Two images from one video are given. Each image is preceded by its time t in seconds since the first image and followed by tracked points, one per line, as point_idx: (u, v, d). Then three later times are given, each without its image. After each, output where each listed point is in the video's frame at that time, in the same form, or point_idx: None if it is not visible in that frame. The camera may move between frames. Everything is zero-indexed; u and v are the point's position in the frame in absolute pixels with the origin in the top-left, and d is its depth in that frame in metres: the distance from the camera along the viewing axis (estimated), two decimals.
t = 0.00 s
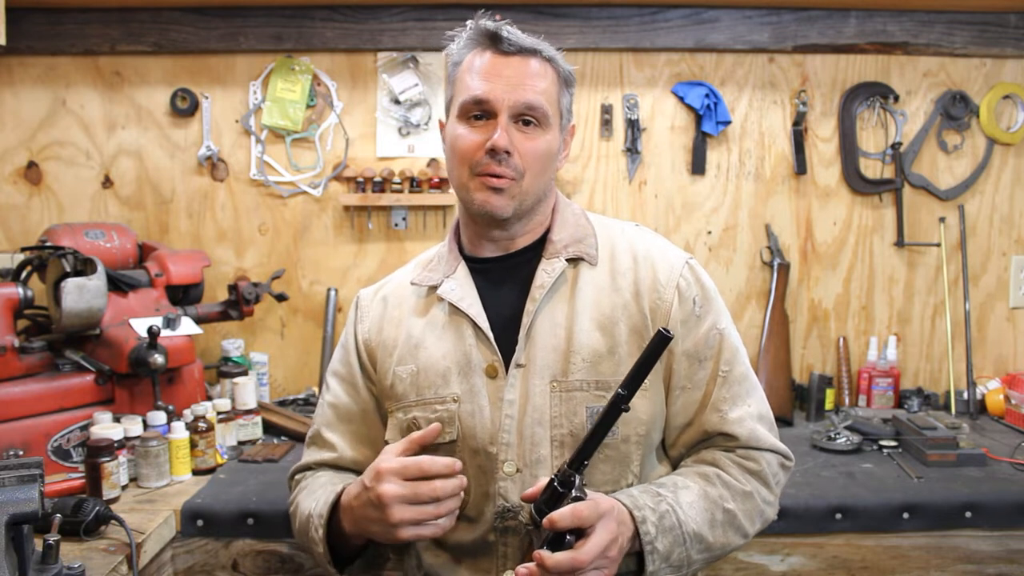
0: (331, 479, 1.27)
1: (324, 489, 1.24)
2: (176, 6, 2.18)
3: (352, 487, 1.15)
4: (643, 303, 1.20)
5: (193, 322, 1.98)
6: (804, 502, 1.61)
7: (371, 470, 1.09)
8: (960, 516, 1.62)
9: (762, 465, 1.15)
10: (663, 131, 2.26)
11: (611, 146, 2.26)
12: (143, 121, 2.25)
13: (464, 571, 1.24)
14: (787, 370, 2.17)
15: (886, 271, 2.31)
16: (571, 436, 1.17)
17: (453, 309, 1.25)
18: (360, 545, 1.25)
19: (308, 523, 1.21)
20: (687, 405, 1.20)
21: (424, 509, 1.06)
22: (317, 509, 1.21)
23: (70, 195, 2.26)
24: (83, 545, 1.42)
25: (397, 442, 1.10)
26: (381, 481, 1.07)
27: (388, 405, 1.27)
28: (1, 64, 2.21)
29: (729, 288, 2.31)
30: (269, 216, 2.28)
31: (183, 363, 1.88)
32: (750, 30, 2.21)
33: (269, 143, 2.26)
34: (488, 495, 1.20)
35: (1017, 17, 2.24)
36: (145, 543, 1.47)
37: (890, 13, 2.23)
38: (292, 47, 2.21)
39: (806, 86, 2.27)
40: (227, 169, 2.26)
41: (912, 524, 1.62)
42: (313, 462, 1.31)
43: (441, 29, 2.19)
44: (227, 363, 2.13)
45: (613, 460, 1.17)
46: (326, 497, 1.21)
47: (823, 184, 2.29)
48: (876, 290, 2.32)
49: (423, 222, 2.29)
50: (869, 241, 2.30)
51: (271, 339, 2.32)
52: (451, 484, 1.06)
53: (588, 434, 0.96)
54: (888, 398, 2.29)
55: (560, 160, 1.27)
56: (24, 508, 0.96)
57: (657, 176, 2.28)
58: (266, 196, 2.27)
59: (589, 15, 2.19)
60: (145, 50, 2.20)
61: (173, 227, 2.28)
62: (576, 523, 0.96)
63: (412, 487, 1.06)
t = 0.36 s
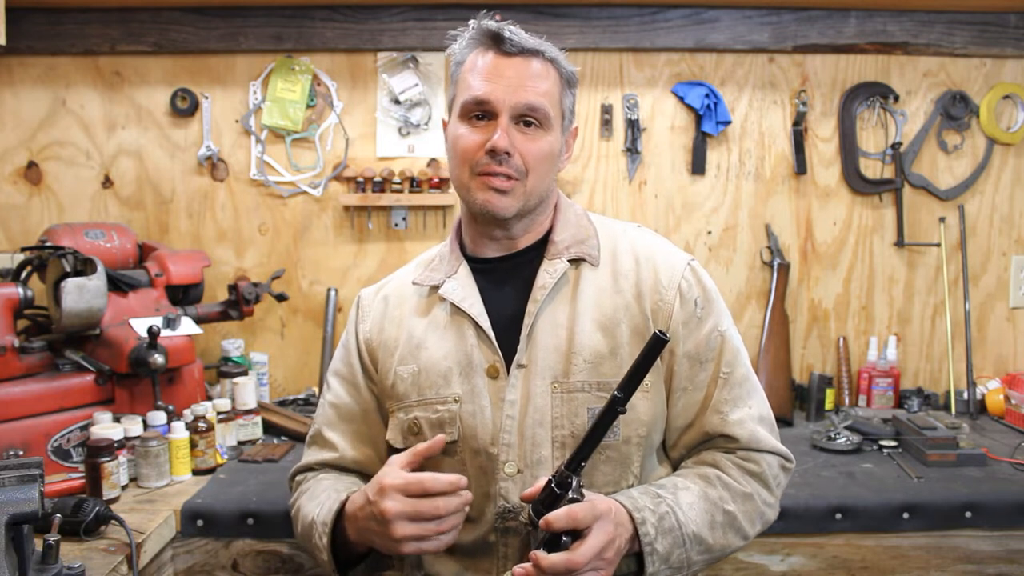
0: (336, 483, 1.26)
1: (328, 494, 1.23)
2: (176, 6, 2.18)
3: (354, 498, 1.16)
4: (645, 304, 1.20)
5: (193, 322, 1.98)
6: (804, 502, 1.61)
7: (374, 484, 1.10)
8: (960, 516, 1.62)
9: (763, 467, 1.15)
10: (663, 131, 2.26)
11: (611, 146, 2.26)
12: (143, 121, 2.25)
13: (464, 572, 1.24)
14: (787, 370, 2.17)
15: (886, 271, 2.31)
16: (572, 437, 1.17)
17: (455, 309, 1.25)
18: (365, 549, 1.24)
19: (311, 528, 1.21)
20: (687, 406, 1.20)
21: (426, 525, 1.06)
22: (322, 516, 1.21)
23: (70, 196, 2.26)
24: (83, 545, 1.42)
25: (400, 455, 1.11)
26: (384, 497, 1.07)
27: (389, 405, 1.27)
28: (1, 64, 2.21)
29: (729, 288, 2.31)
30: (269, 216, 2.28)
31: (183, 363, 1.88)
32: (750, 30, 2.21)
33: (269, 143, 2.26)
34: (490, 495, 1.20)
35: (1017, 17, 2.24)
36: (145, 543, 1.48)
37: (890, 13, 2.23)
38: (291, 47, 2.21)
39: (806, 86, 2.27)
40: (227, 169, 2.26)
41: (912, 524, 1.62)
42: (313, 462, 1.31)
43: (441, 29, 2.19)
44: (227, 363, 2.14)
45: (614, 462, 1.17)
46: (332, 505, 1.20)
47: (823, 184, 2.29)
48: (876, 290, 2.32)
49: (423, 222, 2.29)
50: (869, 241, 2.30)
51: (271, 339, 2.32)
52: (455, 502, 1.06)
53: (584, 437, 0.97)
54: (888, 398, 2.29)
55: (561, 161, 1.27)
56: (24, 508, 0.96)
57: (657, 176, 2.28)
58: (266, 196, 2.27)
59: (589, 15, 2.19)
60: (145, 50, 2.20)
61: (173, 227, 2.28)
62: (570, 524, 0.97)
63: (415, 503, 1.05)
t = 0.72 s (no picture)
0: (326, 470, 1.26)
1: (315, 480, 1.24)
2: (176, 6, 2.18)
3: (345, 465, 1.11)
4: (643, 299, 1.20)
5: (193, 322, 1.98)
6: (804, 502, 1.61)
7: (363, 452, 1.06)
8: (960, 516, 1.62)
9: (765, 455, 1.16)
10: (663, 130, 2.26)
11: (611, 146, 2.26)
12: (143, 121, 2.25)
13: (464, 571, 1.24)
14: (787, 370, 2.17)
15: (886, 271, 2.31)
16: (571, 434, 1.17)
17: (458, 306, 1.24)
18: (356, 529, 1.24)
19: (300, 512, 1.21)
20: (687, 400, 1.20)
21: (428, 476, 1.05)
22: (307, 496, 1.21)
23: (70, 196, 2.26)
24: (83, 545, 1.42)
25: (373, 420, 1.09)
26: (379, 462, 1.03)
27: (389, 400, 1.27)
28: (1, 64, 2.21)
29: (729, 288, 2.31)
30: (269, 216, 2.28)
31: (183, 363, 1.88)
32: (750, 30, 2.21)
33: (269, 143, 2.26)
34: (488, 494, 1.20)
35: (1017, 17, 2.24)
36: (145, 543, 1.47)
37: (890, 13, 2.23)
38: (292, 46, 2.21)
39: (806, 86, 2.27)
40: (227, 169, 2.26)
41: (912, 524, 1.62)
42: (311, 457, 1.30)
43: (441, 29, 2.19)
44: (227, 363, 2.13)
45: (614, 458, 1.17)
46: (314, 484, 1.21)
47: (823, 184, 2.29)
48: (876, 291, 2.32)
49: (423, 222, 2.29)
50: (869, 241, 2.30)
51: (271, 339, 2.32)
52: (451, 447, 1.03)
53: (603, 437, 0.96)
54: (888, 398, 2.29)
55: (555, 161, 1.27)
56: (24, 508, 0.96)
57: (657, 176, 2.28)
58: (266, 196, 2.27)
59: (589, 15, 2.19)
60: (145, 50, 2.20)
61: (173, 227, 2.28)
62: (591, 518, 0.96)
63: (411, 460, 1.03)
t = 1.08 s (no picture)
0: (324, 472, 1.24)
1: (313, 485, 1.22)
2: (176, 6, 2.18)
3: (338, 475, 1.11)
4: (641, 294, 1.20)
5: (193, 321, 1.98)
6: (804, 502, 1.61)
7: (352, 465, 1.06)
8: (960, 516, 1.62)
9: (758, 453, 1.16)
10: (663, 130, 2.26)
11: (611, 146, 2.26)
12: (143, 121, 2.25)
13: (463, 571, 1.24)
14: (787, 370, 2.17)
15: (886, 272, 2.31)
16: (567, 432, 1.17)
17: (465, 298, 1.25)
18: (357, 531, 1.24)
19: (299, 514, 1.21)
20: (683, 394, 1.20)
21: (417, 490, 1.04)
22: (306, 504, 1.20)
23: (70, 196, 2.26)
24: (83, 545, 1.42)
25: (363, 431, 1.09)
26: (366, 475, 1.03)
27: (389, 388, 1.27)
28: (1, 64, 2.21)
29: (729, 288, 2.32)
30: (269, 216, 2.28)
31: (183, 363, 1.88)
32: (750, 29, 2.21)
33: (269, 143, 2.26)
34: (484, 492, 1.19)
35: (1017, 17, 2.24)
36: (145, 543, 1.47)
37: (890, 13, 2.23)
38: (292, 46, 2.21)
39: (806, 86, 2.27)
40: (227, 169, 2.26)
41: (912, 524, 1.62)
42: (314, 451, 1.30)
43: (441, 29, 2.19)
44: (227, 363, 2.13)
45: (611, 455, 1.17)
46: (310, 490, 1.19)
47: (823, 184, 2.29)
48: (876, 291, 2.32)
49: (423, 222, 2.29)
50: (869, 241, 2.30)
51: (271, 339, 2.32)
52: (439, 460, 1.02)
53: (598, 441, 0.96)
54: (888, 398, 2.29)
55: (556, 158, 1.27)
56: (24, 508, 0.96)
57: (657, 176, 2.28)
58: (266, 196, 2.27)
59: (589, 15, 2.19)
60: (145, 50, 2.20)
61: (173, 227, 2.28)
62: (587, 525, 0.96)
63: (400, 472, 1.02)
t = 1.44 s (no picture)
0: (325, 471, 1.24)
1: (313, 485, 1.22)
2: (176, 6, 2.18)
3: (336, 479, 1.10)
4: (642, 296, 1.20)
5: (193, 321, 1.98)
6: (804, 502, 1.61)
7: (351, 470, 1.06)
8: (960, 516, 1.62)
9: (759, 457, 1.16)
10: (663, 130, 2.26)
11: (611, 146, 2.26)
12: (143, 121, 2.25)
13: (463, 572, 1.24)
14: (787, 370, 2.17)
15: (886, 272, 2.31)
16: (566, 434, 1.17)
17: (467, 297, 1.25)
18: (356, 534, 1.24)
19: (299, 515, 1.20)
20: (683, 397, 1.20)
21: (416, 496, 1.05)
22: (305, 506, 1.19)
23: (70, 196, 2.26)
24: (83, 546, 1.42)
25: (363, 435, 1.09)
26: (365, 481, 1.03)
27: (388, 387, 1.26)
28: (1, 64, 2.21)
29: (729, 288, 2.32)
30: (269, 216, 2.28)
31: (183, 363, 1.88)
32: (750, 29, 2.21)
33: (269, 143, 2.26)
34: (483, 493, 1.19)
35: (1017, 17, 2.24)
36: (145, 543, 1.47)
37: (890, 13, 2.23)
38: (292, 47, 2.21)
39: (806, 86, 2.27)
40: (227, 169, 2.26)
41: (912, 524, 1.62)
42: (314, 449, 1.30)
43: (441, 29, 2.19)
44: (227, 363, 2.13)
45: (611, 457, 1.17)
46: (310, 493, 1.18)
47: (823, 184, 2.29)
48: (876, 291, 2.32)
49: (423, 222, 2.29)
50: (869, 241, 2.30)
51: (271, 339, 2.32)
52: (439, 466, 1.02)
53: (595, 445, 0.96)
54: (888, 398, 2.29)
55: (558, 159, 1.26)
56: (24, 508, 0.96)
57: (657, 176, 2.28)
58: (266, 196, 2.27)
59: (589, 15, 2.19)
60: (145, 50, 2.20)
61: (173, 227, 2.28)
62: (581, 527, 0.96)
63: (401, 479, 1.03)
